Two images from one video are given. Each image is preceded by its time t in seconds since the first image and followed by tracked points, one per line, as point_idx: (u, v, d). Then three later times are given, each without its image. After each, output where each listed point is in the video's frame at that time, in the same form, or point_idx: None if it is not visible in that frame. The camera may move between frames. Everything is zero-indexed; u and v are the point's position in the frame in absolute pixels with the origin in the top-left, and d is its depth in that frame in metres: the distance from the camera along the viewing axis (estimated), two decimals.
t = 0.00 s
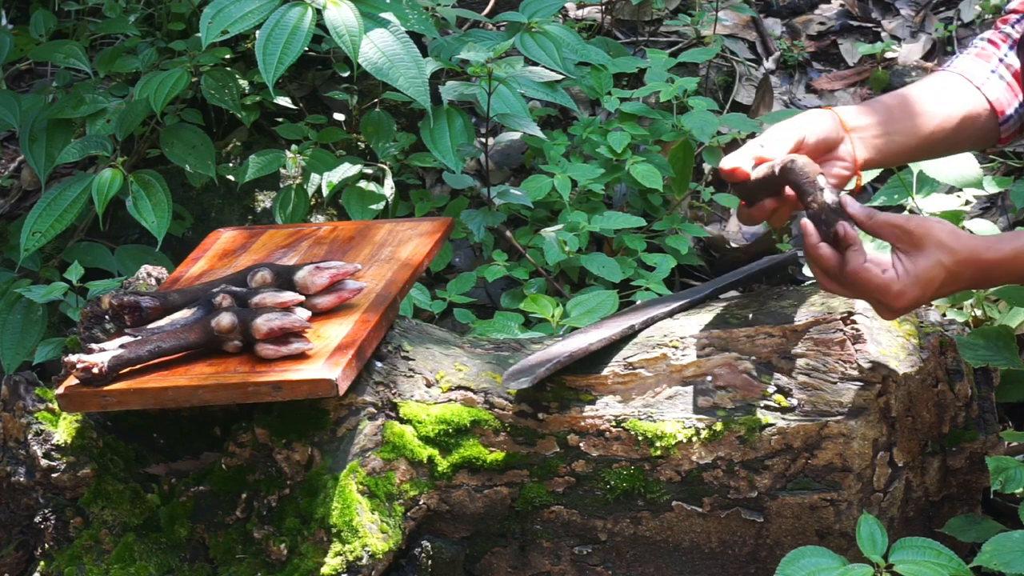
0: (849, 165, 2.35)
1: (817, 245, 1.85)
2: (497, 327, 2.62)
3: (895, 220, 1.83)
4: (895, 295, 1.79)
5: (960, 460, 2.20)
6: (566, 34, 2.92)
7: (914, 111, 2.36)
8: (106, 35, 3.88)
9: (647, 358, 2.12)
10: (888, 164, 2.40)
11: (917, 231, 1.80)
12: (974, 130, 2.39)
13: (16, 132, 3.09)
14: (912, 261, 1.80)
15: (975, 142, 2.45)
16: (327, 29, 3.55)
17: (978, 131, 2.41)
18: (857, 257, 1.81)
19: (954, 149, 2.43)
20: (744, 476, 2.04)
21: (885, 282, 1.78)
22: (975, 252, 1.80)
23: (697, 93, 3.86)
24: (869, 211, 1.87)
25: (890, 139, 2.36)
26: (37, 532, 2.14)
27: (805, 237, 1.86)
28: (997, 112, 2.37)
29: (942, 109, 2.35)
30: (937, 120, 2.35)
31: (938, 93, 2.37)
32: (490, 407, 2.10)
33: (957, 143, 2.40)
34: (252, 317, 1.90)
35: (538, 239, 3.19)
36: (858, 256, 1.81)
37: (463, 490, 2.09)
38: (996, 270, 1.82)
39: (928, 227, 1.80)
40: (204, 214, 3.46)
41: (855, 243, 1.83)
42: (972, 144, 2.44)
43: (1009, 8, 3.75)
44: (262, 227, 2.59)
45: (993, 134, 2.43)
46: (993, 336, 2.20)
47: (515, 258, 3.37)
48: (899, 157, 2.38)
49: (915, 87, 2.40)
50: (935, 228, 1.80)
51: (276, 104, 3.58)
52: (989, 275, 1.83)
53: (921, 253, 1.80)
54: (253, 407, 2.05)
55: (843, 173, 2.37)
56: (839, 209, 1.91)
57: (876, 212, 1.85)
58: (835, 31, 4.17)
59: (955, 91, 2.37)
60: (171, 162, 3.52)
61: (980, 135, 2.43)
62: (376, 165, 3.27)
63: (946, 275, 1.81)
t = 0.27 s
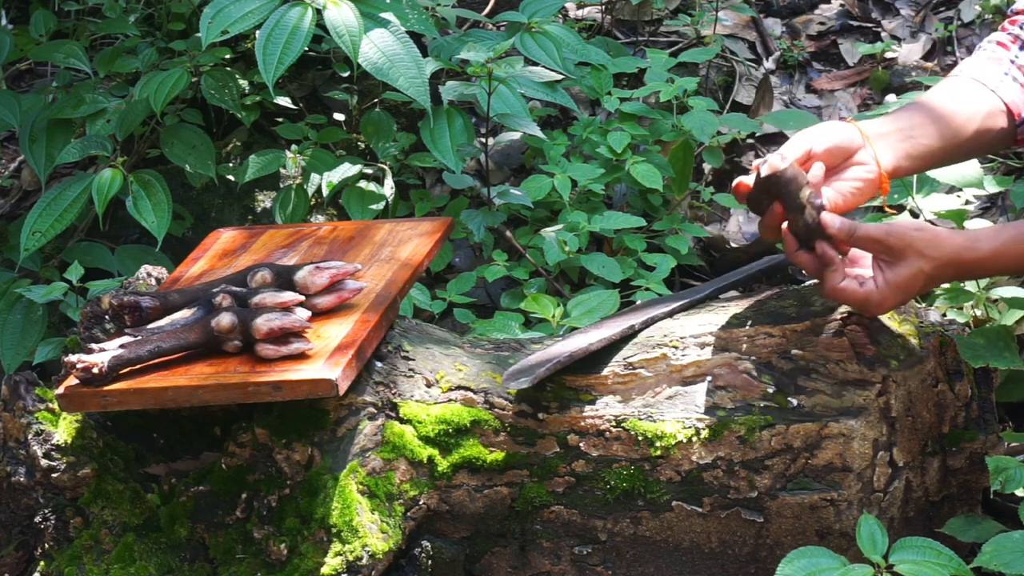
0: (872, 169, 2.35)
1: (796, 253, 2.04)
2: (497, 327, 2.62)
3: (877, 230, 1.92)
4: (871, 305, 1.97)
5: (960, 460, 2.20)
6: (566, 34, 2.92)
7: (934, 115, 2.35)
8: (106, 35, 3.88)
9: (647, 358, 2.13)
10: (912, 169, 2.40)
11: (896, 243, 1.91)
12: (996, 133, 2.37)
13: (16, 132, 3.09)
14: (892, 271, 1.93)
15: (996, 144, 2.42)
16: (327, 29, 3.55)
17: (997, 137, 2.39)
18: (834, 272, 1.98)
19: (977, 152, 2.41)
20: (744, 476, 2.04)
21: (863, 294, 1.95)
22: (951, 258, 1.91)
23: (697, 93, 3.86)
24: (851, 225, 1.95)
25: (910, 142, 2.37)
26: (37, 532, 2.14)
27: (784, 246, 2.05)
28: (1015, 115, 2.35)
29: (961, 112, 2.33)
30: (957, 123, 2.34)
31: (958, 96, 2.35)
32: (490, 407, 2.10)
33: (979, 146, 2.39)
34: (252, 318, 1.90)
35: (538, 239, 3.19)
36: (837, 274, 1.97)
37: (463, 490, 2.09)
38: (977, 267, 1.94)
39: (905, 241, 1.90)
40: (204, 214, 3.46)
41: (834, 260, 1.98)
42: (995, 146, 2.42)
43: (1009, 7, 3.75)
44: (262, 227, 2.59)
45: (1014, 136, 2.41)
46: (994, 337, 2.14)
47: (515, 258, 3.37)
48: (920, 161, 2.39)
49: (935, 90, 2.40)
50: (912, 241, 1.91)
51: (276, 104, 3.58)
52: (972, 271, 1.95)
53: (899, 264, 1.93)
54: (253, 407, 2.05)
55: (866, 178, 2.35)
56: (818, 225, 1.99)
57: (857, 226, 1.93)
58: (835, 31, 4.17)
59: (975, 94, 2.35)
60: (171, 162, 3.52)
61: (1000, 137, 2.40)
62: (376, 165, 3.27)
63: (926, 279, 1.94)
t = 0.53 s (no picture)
0: (883, 170, 2.32)
1: (794, 247, 2.04)
2: (497, 327, 2.62)
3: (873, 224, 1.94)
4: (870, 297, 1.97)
5: (960, 460, 2.20)
6: (566, 34, 2.92)
7: (946, 114, 2.36)
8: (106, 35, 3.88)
9: (647, 358, 2.13)
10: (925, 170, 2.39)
11: (892, 235, 1.92)
12: (1005, 131, 2.39)
13: (16, 132, 3.09)
14: (890, 263, 1.94)
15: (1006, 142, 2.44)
16: (327, 29, 3.55)
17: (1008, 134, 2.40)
18: (832, 267, 1.98)
19: (986, 151, 2.43)
20: (744, 477, 2.04)
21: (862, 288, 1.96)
22: (951, 249, 1.92)
23: (697, 93, 3.86)
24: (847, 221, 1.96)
25: (922, 142, 2.37)
26: (37, 532, 2.14)
27: (783, 242, 2.05)
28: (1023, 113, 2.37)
29: (972, 111, 2.35)
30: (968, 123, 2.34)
31: (967, 95, 2.37)
32: (490, 407, 2.10)
33: (988, 146, 2.41)
34: (252, 318, 1.90)
35: (538, 240, 3.19)
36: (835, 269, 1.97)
37: (463, 490, 2.09)
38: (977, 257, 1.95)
39: (903, 231, 1.92)
40: (204, 214, 3.46)
41: (830, 259, 1.97)
42: (1003, 145, 2.44)
43: (1009, 7, 3.75)
44: (262, 227, 2.59)
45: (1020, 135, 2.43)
46: (994, 336, 2.13)
47: (515, 258, 3.37)
48: (932, 161, 2.39)
49: (944, 90, 2.41)
50: (909, 232, 1.92)
51: (276, 104, 3.58)
52: (971, 262, 1.95)
53: (898, 255, 1.94)
54: (253, 407, 2.05)
55: (877, 179, 2.32)
56: (815, 225, 1.97)
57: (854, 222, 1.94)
58: (835, 31, 4.17)
59: (984, 93, 2.36)
60: (171, 162, 3.52)
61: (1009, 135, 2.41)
62: (376, 165, 3.27)
63: (925, 270, 1.94)
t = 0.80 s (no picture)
0: (888, 168, 2.32)
1: (802, 241, 2.08)
2: (497, 327, 2.62)
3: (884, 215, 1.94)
4: (879, 291, 1.96)
5: (960, 460, 2.20)
6: (566, 34, 2.92)
7: (951, 113, 2.36)
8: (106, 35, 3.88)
9: (647, 358, 2.13)
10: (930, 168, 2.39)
11: (903, 228, 1.93)
12: (1007, 131, 2.40)
13: (16, 132, 3.09)
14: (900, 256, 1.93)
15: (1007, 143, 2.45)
16: (327, 29, 3.56)
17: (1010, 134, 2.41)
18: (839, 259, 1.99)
19: (989, 150, 2.43)
20: (744, 477, 2.04)
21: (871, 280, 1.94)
22: (962, 243, 1.91)
23: (697, 93, 3.87)
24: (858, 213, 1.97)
25: (928, 140, 2.36)
26: (37, 532, 2.14)
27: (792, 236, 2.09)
28: None
29: (975, 111, 2.35)
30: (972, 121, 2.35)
31: (970, 95, 2.37)
32: (490, 407, 2.10)
33: (991, 145, 2.41)
34: (253, 318, 1.90)
35: (538, 240, 3.19)
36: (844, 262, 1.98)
37: (463, 490, 2.09)
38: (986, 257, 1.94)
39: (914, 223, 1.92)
40: (204, 214, 3.46)
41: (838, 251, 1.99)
42: (1005, 145, 2.45)
43: (1009, 7, 3.75)
44: (262, 227, 2.59)
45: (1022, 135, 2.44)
46: (994, 337, 2.14)
47: (515, 258, 3.37)
48: (937, 160, 2.39)
49: (947, 90, 2.42)
50: (921, 225, 1.92)
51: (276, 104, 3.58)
52: (981, 260, 1.94)
53: (909, 248, 1.93)
54: (253, 407, 2.05)
55: (882, 176, 2.32)
56: (822, 217, 2.02)
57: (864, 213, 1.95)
58: (835, 31, 4.17)
59: (987, 93, 2.37)
60: (171, 162, 3.52)
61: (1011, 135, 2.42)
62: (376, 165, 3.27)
63: (935, 266, 1.94)
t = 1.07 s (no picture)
0: (872, 150, 2.40)
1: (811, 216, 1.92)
2: (497, 327, 2.62)
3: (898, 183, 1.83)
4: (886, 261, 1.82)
5: (960, 460, 2.20)
6: (566, 34, 2.92)
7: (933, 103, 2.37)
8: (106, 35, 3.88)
9: (647, 358, 2.13)
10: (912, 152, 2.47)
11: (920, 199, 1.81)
12: (998, 120, 2.36)
13: (16, 132, 3.09)
14: (912, 224, 1.81)
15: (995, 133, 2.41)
16: (327, 29, 3.56)
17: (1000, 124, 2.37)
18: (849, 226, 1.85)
19: (974, 139, 2.43)
20: (744, 477, 2.04)
21: (880, 246, 1.81)
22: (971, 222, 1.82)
23: (697, 93, 3.86)
24: (872, 184, 1.85)
25: (911, 128, 2.42)
26: (37, 532, 2.14)
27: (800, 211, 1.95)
28: (1016, 104, 2.32)
29: (958, 104, 2.35)
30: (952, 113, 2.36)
31: (958, 87, 2.36)
32: (490, 407, 2.10)
33: (980, 132, 2.38)
34: (252, 317, 1.90)
35: (538, 240, 3.19)
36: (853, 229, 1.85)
37: (463, 490, 2.09)
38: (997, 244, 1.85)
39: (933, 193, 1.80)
40: (204, 214, 3.46)
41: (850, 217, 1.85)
42: (994, 134, 2.41)
43: (1009, 7, 3.75)
44: (262, 227, 2.59)
45: (1013, 126, 2.39)
46: (994, 336, 2.14)
47: (515, 258, 3.37)
48: (918, 146, 2.44)
49: (939, 75, 2.43)
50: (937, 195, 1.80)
51: (276, 104, 3.58)
52: (988, 250, 1.85)
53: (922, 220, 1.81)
54: (253, 407, 2.05)
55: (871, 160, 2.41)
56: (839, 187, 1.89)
57: (879, 182, 1.84)
58: (835, 30, 4.16)
59: (974, 82, 2.34)
60: (171, 162, 3.52)
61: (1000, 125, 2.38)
62: (376, 165, 3.27)
63: (946, 242, 1.82)
